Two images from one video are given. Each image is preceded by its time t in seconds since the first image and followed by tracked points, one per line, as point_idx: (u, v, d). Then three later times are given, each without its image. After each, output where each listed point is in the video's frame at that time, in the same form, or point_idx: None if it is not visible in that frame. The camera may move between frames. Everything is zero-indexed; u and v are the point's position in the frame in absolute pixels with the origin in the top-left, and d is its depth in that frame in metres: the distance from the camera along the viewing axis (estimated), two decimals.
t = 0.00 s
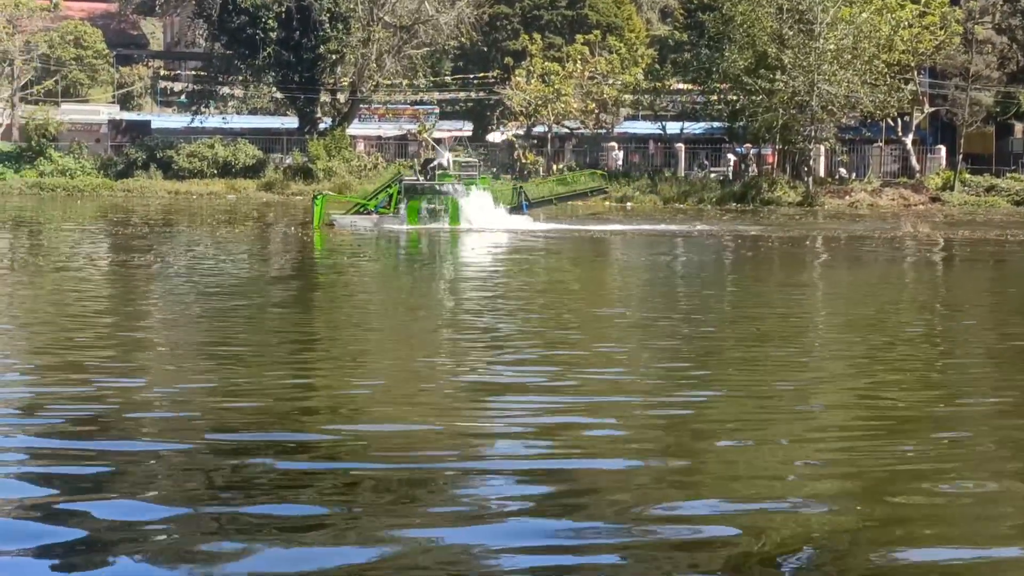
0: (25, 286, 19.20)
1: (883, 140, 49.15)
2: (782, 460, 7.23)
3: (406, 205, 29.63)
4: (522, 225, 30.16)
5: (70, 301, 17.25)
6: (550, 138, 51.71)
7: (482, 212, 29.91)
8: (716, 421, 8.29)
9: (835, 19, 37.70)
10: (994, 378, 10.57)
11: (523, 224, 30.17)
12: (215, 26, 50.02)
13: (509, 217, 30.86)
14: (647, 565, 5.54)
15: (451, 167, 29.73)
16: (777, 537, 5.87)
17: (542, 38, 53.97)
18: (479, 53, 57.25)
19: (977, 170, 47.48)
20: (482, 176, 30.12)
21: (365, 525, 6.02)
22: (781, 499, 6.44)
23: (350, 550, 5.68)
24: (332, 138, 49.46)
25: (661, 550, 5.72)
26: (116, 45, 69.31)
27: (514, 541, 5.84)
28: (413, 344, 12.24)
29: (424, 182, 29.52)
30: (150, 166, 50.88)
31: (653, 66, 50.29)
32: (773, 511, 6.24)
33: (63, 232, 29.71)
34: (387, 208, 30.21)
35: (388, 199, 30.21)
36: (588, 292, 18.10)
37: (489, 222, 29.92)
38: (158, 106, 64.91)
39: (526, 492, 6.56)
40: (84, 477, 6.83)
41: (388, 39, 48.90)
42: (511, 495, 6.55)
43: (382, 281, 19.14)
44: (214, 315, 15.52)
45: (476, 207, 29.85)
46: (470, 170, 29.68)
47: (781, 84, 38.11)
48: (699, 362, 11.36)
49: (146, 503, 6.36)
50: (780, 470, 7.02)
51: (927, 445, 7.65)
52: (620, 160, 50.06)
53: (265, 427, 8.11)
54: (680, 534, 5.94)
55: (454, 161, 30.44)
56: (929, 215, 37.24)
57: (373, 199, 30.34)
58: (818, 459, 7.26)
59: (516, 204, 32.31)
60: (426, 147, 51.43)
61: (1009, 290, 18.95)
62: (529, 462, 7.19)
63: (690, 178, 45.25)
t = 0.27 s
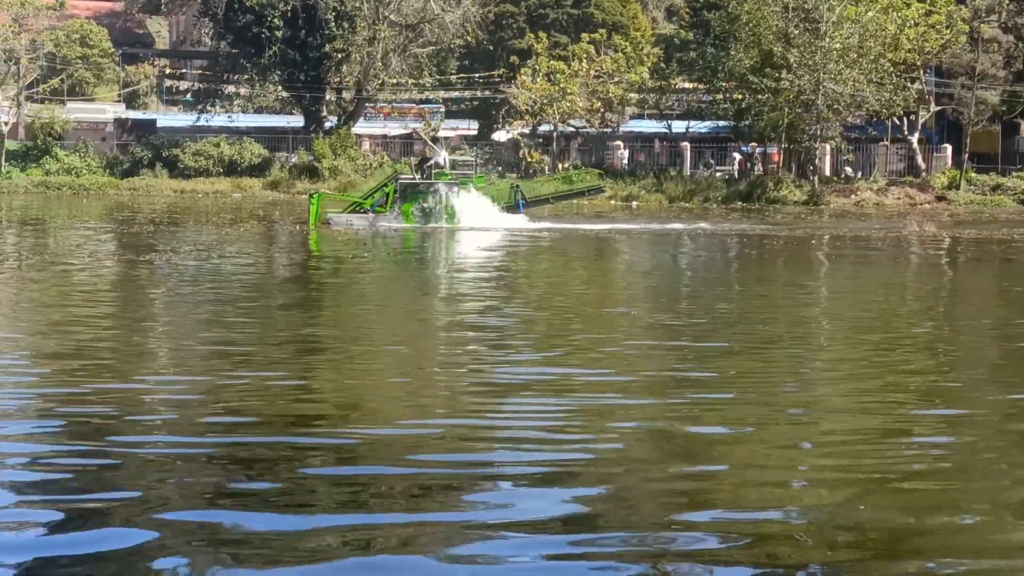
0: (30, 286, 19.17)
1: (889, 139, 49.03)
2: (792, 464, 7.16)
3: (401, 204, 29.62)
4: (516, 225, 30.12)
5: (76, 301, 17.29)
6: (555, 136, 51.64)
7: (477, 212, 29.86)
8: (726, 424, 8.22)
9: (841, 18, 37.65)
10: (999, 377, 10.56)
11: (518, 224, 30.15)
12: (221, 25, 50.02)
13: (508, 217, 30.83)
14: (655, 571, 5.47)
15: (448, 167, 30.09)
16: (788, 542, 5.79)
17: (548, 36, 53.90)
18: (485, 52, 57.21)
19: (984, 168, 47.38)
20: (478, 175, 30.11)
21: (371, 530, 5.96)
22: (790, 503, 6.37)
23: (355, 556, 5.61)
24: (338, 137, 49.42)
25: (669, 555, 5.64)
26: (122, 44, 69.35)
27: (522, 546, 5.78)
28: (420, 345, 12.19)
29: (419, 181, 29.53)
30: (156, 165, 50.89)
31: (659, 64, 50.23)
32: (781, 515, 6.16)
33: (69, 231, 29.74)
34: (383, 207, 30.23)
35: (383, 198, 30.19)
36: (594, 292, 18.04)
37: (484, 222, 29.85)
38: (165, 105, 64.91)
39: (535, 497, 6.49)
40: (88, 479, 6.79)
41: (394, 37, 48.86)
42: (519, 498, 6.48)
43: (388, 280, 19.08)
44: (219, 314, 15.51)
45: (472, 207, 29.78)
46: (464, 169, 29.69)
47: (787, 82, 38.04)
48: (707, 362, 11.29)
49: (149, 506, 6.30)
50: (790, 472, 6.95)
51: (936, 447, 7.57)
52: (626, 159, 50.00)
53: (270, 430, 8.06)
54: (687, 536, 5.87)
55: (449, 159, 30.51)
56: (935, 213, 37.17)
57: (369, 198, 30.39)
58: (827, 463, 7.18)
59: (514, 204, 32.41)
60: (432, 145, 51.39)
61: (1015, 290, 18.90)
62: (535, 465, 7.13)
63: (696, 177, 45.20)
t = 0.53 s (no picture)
0: (37, 285, 19.18)
1: (895, 138, 49.02)
2: (798, 468, 7.12)
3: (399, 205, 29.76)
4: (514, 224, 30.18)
5: (82, 301, 17.28)
6: (561, 136, 51.64)
7: (475, 212, 29.94)
8: (733, 427, 8.18)
9: (847, 17, 37.65)
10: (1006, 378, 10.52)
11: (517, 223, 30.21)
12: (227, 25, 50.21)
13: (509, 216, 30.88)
14: None
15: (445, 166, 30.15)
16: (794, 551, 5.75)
17: (554, 36, 53.88)
18: (491, 52, 57.26)
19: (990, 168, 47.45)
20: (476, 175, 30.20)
21: (374, 538, 5.92)
22: (798, 510, 6.33)
23: (358, 565, 5.57)
24: (344, 136, 49.47)
25: (674, 565, 5.59)
26: (128, 43, 69.48)
27: (527, 555, 5.73)
28: (425, 345, 12.16)
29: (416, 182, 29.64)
30: (162, 164, 50.98)
31: (664, 64, 50.23)
32: (788, 523, 6.12)
33: (76, 230, 29.76)
34: (380, 207, 30.42)
35: (381, 198, 30.37)
36: (599, 292, 18.02)
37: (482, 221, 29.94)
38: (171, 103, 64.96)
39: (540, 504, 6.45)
40: (92, 484, 6.76)
41: (399, 37, 48.90)
42: (523, 504, 6.45)
43: (394, 280, 19.05)
44: (225, 314, 15.51)
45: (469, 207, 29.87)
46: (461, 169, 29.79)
47: (793, 82, 38.03)
48: (713, 364, 11.25)
49: (153, 512, 6.27)
50: (797, 478, 6.92)
51: (943, 451, 7.53)
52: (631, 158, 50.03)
53: (276, 432, 8.04)
54: (692, 545, 5.83)
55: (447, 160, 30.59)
56: (941, 213, 37.17)
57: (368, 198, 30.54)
58: (834, 467, 7.14)
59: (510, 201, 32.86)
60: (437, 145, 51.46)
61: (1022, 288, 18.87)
62: (540, 470, 7.09)
63: (702, 176, 45.20)
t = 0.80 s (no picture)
0: (45, 285, 19.15)
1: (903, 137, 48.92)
2: (814, 468, 7.03)
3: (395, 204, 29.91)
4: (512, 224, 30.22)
5: (88, 301, 17.21)
6: (567, 134, 51.53)
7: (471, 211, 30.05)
8: (746, 426, 8.10)
9: (854, 16, 37.59)
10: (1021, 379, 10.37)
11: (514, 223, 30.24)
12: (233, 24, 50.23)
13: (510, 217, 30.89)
14: None
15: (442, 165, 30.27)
16: (812, 553, 5.66)
17: (560, 35, 53.75)
18: (498, 51, 57.22)
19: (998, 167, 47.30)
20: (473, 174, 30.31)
21: (384, 539, 5.84)
22: (815, 511, 6.24)
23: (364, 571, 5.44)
24: (350, 135, 49.39)
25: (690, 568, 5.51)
26: (136, 42, 69.55)
27: (540, 556, 5.64)
28: (435, 345, 12.09)
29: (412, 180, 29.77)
30: (169, 163, 51.01)
31: (671, 63, 50.15)
32: (802, 529, 5.98)
33: (84, 229, 29.75)
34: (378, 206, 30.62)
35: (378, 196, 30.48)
36: (607, 292, 17.92)
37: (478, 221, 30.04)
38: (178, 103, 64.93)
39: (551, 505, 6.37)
40: (99, 485, 6.69)
41: (406, 36, 48.60)
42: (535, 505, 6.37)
43: (401, 280, 18.96)
44: (231, 314, 15.42)
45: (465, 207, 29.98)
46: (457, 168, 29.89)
47: (800, 81, 37.94)
48: (725, 364, 11.17)
49: (161, 513, 6.20)
50: (813, 479, 6.83)
51: (959, 450, 7.44)
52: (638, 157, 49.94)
53: (284, 433, 7.96)
54: (706, 547, 5.75)
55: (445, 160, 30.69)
56: (947, 212, 37.08)
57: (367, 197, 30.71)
58: (850, 467, 7.06)
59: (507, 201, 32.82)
60: (444, 144, 51.46)
61: None
62: (552, 471, 7.01)
63: (709, 175, 45.14)
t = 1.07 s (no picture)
0: (70, 284, 19.20)
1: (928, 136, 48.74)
2: (835, 473, 6.99)
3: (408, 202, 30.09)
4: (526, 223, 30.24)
5: (114, 300, 17.27)
6: (591, 133, 51.44)
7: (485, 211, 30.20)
8: (765, 430, 8.06)
9: (878, 15, 37.50)
10: None
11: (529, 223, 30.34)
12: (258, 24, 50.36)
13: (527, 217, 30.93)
14: None
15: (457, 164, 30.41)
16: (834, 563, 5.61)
17: (584, 33, 53.64)
18: (521, 50, 57.19)
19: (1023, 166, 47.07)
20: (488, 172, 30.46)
21: (406, 543, 5.81)
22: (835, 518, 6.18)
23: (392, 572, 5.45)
24: (374, 134, 49.40)
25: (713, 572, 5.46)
26: (160, 42, 69.72)
27: (562, 564, 5.60)
28: (458, 346, 12.06)
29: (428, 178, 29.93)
30: (193, 163, 51.14)
31: (695, 62, 50.06)
32: (828, 531, 5.97)
33: (108, 228, 29.84)
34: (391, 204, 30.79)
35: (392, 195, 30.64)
36: (629, 292, 17.88)
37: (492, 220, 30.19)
38: (202, 102, 65.03)
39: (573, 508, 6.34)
40: (122, 486, 6.69)
41: (429, 35, 48.35)
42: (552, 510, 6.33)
43: (423, 280, 18.92)
44: (256, 314, 15.45)
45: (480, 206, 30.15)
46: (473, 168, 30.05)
47: (824, 79, 37.83)
48: (748, 365, 11.13)
49: (184, 515, 6.20)
50: (835, 483, 6.78)
51: (982, 456, 7.38)
52: (661, 156, 49.85)
53: (306, 434, 7.96)
54: (731, 551, 5.72)
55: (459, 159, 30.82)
56: (973, 211, 36.92)
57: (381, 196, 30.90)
58: (872, 472, 7.01)
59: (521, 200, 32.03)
60: (467, 143, 51.47)
61: None
62: (574, 473, 6.98)
63: (732, 174, 45.03)
